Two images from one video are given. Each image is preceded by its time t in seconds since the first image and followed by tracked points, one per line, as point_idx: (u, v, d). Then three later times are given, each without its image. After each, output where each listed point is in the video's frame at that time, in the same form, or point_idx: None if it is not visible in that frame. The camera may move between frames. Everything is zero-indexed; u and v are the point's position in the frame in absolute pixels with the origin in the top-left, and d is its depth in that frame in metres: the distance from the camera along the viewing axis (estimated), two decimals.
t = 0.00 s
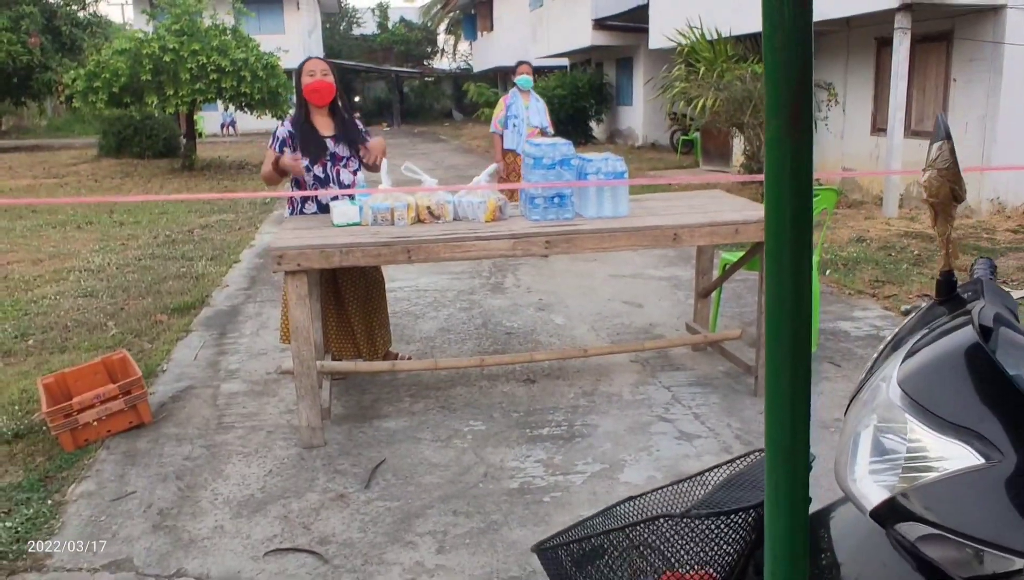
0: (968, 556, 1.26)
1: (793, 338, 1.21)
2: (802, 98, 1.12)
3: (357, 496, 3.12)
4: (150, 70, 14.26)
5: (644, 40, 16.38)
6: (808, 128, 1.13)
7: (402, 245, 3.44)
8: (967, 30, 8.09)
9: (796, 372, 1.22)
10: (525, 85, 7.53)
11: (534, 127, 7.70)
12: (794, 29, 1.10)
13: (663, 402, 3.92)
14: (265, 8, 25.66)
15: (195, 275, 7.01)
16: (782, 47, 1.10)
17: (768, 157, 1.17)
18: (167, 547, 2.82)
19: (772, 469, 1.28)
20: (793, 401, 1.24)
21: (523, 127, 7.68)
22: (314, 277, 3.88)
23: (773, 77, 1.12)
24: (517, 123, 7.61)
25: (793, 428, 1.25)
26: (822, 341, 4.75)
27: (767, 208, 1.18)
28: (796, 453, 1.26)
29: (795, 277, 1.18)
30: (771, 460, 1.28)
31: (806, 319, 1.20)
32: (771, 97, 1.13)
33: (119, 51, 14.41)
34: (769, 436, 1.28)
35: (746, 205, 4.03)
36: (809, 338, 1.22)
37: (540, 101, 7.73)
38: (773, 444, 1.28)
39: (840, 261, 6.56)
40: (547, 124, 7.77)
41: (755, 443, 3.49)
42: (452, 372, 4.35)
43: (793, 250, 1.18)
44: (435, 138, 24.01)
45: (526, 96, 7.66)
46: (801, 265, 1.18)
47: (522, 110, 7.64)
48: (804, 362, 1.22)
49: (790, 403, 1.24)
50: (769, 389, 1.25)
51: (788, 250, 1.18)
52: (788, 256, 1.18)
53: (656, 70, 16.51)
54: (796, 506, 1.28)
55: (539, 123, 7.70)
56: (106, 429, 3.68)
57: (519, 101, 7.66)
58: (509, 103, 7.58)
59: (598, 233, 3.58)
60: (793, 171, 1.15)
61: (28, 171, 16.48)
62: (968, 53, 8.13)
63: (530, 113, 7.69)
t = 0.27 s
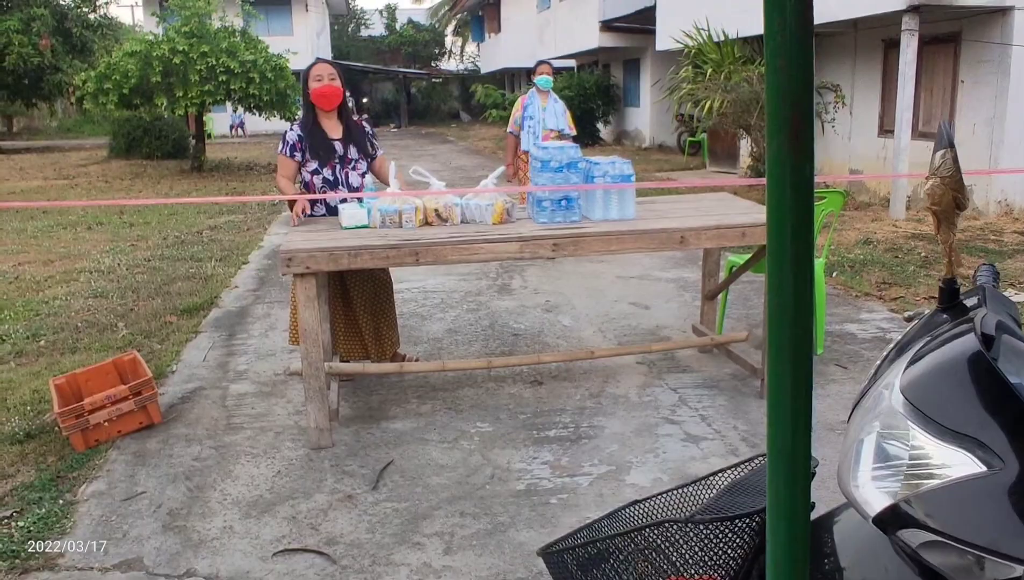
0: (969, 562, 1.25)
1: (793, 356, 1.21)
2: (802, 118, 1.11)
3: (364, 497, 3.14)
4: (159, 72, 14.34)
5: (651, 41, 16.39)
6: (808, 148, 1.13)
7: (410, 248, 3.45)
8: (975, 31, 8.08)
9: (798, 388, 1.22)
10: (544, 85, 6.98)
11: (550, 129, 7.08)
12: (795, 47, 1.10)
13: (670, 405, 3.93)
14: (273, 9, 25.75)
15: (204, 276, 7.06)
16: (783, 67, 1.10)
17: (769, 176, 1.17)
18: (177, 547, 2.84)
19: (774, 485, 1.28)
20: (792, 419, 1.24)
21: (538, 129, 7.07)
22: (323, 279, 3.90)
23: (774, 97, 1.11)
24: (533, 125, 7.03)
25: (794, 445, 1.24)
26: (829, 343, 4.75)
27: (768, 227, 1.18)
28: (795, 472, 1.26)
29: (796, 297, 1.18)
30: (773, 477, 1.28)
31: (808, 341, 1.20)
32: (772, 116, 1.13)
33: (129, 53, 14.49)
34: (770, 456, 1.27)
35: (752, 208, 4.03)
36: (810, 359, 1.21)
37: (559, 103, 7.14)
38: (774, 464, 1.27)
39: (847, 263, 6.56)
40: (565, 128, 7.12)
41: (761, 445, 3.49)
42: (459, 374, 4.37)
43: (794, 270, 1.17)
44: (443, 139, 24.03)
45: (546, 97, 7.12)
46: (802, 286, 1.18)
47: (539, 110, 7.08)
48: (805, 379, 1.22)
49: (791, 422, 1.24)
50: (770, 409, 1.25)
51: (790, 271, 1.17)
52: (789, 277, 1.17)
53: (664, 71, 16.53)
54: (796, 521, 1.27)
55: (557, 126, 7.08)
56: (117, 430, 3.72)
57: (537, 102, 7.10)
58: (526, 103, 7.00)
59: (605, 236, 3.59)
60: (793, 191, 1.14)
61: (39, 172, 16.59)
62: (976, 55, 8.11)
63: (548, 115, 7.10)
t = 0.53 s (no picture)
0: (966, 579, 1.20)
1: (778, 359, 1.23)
2: (787, 119, 1.14)
3: (359, 501, 3.11)
4: (159, 72, 14.33)
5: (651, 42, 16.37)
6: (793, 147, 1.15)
7: (406, 249, 3.43)
8: (978, 31, 8.06)
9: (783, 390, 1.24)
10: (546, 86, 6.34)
11: (557, 133, 6.43)
12: (780, 47, 1.12)
13: (668, 407, 3.91)
14: (274, 9, 25.75)
15: (203, 277, 7.03)
16: (767, 67, 1.13)
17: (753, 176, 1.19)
18: (169, 551, 2.82)
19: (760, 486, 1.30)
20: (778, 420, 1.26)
21: (545, 135, 6.41)
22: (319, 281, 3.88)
23: (758, 98, 1.14)
24: (539, 131, 6.38)
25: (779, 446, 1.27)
26: (829, 345, 4.72)
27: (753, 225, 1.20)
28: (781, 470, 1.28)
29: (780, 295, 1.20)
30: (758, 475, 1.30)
31: (793, 340, 1.22)
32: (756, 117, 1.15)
33: (129, 53, 14.48)
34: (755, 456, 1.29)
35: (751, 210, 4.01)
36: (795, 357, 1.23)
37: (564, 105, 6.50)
38: (760, 460, 1.29)
39: (848, 264, 6.53)
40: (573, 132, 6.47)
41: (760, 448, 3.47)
42: (456, 376, 4.34)
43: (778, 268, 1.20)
44: (444, 139, 23.99)
45: (549, 100, 6.46)
46: (786, 285, 1.20)
47: (544, 114, 6.44)
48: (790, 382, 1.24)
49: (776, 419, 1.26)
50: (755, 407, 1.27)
51: (775, 276, 1.20)
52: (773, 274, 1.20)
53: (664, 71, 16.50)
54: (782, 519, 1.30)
55: (564, 129, 6.43)
56: (112, 433, 3.69)
57: (541, 106, 6.46)
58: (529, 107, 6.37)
59: (602, 237, 3.57)
60: (777, 191, 1.17)
61: (38, 173, 16.57)
62: (979, 55, 8.08)
63: (553, 119, 6.45)
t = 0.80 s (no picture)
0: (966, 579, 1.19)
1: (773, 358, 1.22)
2: (781, 117, 1.12)
3: (355, 503, 3.10)
4: (156, 73, 14.30)
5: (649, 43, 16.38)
6: (786, 141, 1.14)
7: (402, 249, 3.41)
8: (976, 32, 8.06)
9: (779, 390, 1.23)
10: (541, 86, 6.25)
11: (555, 132, 6.37)
12: (771, 41, 1.10)
13: (665, 408, 3.89)
14: (272, 10, 25.73)
15: (199, 277, 7.02)
16: (761, 63, 1.11)
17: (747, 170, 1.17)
18: (163, 553, 2.80)
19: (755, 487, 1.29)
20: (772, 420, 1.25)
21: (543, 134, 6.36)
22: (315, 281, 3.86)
23: (753, 95, 1.12)
24: (535, 131, 6.34)
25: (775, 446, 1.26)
26: (826, 346, 4.71)
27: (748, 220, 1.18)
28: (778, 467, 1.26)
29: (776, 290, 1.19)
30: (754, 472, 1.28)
31: (789, 333, 1.20)
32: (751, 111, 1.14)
33: (126, 54, 14.45)
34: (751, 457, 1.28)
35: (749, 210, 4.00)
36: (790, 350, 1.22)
37: (561, 102, 6.42)
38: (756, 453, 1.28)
39: (845, 265, 6.52)
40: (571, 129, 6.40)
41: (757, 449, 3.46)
42: (453, 377, 4.33)
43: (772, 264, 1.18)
44: (441, 140, 23.98)
45: (543, 98, 6.36)
46: (781, 283, 1.18)
47: (540, 114, 6.34)
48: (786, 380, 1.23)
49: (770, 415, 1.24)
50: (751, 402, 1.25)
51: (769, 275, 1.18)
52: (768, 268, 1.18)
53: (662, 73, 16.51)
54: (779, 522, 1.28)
55: (562, 128, 6.37)
56: (106, 434, 3.67)
57: (537, 105, 6.37)
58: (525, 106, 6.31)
59: (599, 238, 3.55)
60: (772, 185, 1.14)
61: (35, 174, 16.55)
62: (978, 55, 8.09)
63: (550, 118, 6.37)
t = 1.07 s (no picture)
0: (988, 556, 1.24)
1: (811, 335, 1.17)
2: (822, 82, 1.10)
3: (359, 498, 3.10)
4: (155, 73, 14.29)
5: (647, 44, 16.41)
6: (829, 107, 1.11)
7: (406, 246, 3.42)
8: (973, 32, 8.08)
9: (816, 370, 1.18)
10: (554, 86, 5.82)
11: (566, 135, 5.97)
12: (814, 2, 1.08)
13: (668, 405, 3.90)
14: (270, 11, 25.75)
15: (199, 276, 7.02)
16: (802, 26, 1.09)
17: (788, 138, 1.14)
18: (169, 547, 2.80)
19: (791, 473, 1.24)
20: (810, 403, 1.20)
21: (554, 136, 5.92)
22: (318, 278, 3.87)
23: (793, 61, 1.10)
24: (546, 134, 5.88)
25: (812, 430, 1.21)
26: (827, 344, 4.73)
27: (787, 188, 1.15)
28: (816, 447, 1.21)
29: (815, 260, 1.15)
30: (791, 452, 1.23)
31: (827, 309, 1.16)
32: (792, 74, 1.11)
33: (124, 54, 14.45)
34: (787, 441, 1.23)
35: (750, 207, 4.01)
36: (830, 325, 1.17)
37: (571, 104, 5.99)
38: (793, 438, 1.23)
39: (845, 265, 6.54)
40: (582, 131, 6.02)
41: (760, 445, 3.47)
42: (455, 374, 4.33)
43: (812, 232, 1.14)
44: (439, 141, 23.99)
45: (554, 98, 5.92)
46: (820, 257, 1.15)
47: (552, 115, 5.89)
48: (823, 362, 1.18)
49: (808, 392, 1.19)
50: (788, 379, 1.21)
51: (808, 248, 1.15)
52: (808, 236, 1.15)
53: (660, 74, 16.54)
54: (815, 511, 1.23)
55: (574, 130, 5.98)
56: (109, 430, 3.68)
57: (547, 104, 5.91)
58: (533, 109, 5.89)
59: (602, 234, 3.56)
60: (813, 150, 1.11)
61: (33, 174, 16.54)
62: (974, 56, 8.11)
63: (562, 119, 5.95)
